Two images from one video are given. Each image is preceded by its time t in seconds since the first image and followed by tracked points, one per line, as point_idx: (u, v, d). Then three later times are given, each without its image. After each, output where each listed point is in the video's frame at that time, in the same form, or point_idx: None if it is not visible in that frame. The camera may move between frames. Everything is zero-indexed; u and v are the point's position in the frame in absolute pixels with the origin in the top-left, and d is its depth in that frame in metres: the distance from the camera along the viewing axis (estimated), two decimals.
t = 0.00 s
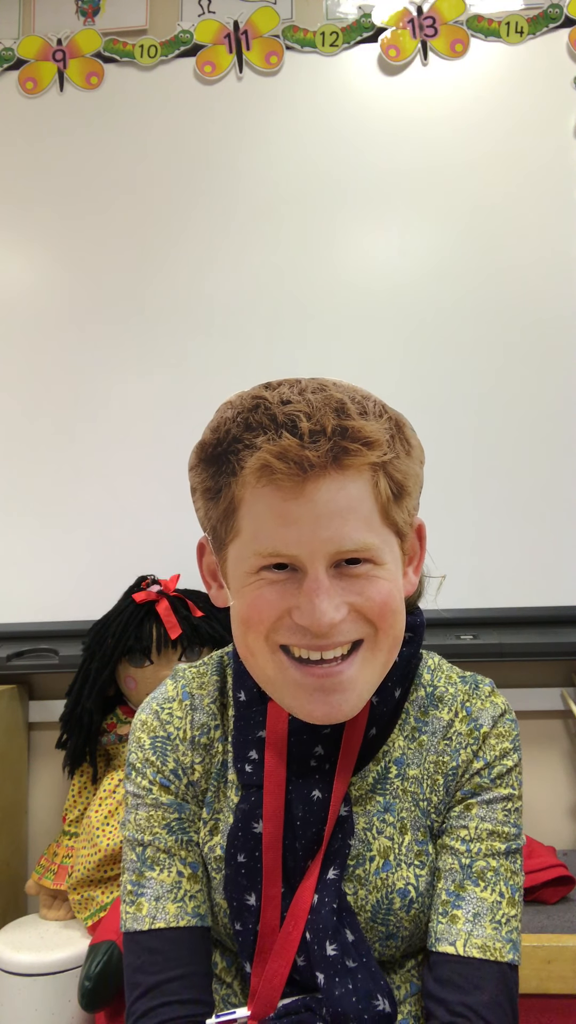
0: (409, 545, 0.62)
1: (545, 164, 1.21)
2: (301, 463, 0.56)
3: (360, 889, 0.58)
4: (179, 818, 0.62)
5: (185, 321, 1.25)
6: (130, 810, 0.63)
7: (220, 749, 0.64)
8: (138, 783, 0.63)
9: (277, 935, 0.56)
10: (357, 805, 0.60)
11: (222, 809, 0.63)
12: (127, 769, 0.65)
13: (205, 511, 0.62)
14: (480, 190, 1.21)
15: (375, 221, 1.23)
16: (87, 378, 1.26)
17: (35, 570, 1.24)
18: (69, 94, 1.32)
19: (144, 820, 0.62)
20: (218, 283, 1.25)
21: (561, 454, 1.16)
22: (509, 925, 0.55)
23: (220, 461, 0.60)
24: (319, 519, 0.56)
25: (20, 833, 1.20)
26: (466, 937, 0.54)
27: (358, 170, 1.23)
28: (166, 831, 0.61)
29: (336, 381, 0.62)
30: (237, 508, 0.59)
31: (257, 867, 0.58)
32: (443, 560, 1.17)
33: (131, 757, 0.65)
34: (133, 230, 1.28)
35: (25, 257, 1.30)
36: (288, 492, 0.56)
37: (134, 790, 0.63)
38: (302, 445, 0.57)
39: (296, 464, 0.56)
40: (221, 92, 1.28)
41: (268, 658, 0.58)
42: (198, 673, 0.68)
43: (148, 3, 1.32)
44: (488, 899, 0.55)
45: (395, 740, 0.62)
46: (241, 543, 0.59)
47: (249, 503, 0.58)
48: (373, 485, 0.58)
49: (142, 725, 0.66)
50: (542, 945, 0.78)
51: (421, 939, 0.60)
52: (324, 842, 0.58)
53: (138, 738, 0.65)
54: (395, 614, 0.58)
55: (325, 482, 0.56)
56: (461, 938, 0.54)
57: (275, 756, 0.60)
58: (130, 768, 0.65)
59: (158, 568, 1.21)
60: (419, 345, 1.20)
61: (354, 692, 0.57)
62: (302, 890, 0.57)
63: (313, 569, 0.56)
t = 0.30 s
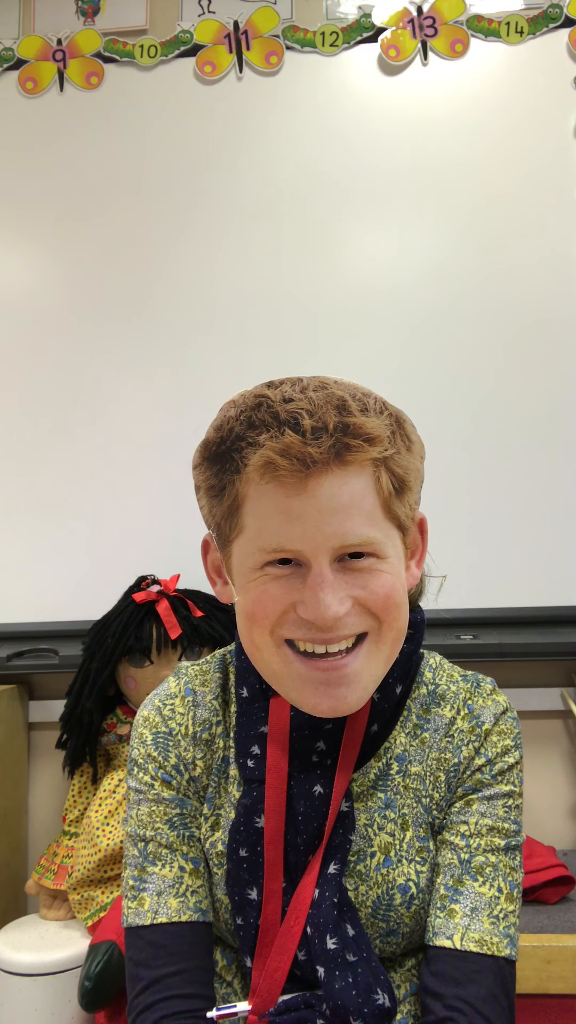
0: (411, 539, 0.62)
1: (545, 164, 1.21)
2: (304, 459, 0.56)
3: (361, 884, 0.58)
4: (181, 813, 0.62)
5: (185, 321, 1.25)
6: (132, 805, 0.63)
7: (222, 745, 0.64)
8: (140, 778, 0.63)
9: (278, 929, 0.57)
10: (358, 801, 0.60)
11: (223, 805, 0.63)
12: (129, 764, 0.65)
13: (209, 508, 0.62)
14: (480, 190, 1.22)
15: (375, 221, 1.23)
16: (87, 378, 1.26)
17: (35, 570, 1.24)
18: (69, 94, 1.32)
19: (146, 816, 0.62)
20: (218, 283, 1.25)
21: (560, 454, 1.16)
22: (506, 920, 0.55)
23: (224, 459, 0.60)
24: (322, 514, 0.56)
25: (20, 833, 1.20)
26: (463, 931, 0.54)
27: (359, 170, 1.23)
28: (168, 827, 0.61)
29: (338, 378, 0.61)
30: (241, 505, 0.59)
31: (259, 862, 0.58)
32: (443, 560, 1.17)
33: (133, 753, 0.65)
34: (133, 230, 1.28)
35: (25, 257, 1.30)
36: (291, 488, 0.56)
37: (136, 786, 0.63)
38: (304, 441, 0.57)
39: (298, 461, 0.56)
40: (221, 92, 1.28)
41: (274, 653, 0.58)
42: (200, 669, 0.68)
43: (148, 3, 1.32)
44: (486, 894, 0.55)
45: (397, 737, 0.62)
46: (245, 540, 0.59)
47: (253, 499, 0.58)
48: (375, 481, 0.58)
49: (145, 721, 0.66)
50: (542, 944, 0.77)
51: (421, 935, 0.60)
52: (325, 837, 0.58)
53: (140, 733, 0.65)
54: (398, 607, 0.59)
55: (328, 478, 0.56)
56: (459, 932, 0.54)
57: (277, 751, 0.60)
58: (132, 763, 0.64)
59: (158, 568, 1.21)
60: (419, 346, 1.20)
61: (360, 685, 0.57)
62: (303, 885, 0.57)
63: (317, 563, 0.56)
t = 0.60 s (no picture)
0: (411, 545, 0.62)
1: (545, 164, 1.21)
2: (302, 467, 0.56)
3: (362, 882, 0.58)
4: (184, 811, 0.62)
5: (185, 321, 1.25)
6: (135, 803, 0.63)
7: (224, 743, 0.64)
8: (143, 776, 0.63)
9: (279, 927, 0.57)
10: (359, 800, 0.60)
11: (226, 803, 0.63)
12: (132, 763, 0.65)
13: (208, 516, 0.62)
14: (480, 190, 1.21)
15: (375, 221, 1.22)
16: (87, 378, 1.26)
17: (35, 570, 1.24)
18: (69, 94, 1.32)
19: (149, 813, 0.62)
20: (218, 283, 1.25)
21: (560, 454, 1.16)
22: (506, 918, 0.55)
23: (222, 467, 0.60)
24: (321, 522, 0.56)
25: (20, 833, 1.20)
26: (463, 928, 0.54)
27: (358, 170, 1.23)
28: (171, 824, 0.61)
29: (334, 384, 0.62)
30: (240, 513, 0.59)
31: (260, 860, 0.58)
32: (443, 560, 1.17)
33: (137, 751, 0.65)
34: (133, 230, 1.28)
35: (25, 257, 1.30)
36: (290, 496, 0.57)
37: (139, 783, 0.63)
38: (302, 449, 0.57)
39: (296, 469, 0.56)
40: (221, 92, 1.28)
41: (275, 660, 0.58)
42: (203, 669, 0.68)
43: (148, 3, 1.32)
44: (486, 892, 0.55)
45: (398, 736, 0.62)
46: (244, 548, 0.59)
47: (252, 507, 0.58)
48: (373, 487, 0.58)
49: (148, 720, 0.66)
50: (542, 944, 0.78)
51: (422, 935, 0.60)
52: (326, 836, 0.58)
53: (144, 732, 0.65)
54: (399, 613, 0.58)
55: (326, 486, 0.56)
56: (458, 930, 0.54)
57: (278, 750, 0.60)
58: (135, 761, 0.65)
59: (158, 568, 1.21)
60: (419, 346, 1.20)
61: (361, 692, 0.57)
62: (304, 884, 0.57)
63: (317, 571, 0.56)
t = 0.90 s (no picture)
0: (413, 544, 0.62)
1: (545, 165, 1.21)
2: (305, 466, 0.56)
3: (362, 883, 0.58)
4: (185, 811, 0.62)
5: (185, 321, 1.25)
6: (136, 803, 0.63)
7: (225, 744, 0.64)
8: (144, 776, 0.63)
9: (280, 927, 0.57)
10: (360, 801, 0.60)
11: (226, 804, 0.63)
12: (133, 762, 0.65)
13: (211, 515, 0.62)
14: (479, 190, 1.22)
15: (375, 220, 1.23)
16: (87, 378, 1.26)
17: (34, 570, 1.24)
18: (69, 94, 1.32)
19: (150, 813, 0.62)
20: (218, 284, 1.25)
21: (560, 454, 1.16)
22: (507, 919, 0.55)
23: (225, 466, 0.60)
24: (324, 521, 0.56)
25: (20, 833, 1.20)
26: (465, 929, 0.54)
27: (359, 170, 1.23)
28: (172, 824, 0.61)
29: (337, 383, 0.62)
30: (243, 511, 0.59)
31: (261, 860, 0.58)
32: (443, 560, 1.16)
33: (137, 751, 0.65)
34: (133, 229, 1.28)
35: (25, 257, 1.30)
36: (292, 495, 0.57)
37: (140, 783, 0.63)
38: (305, 448, 0.57)
39: (299, 468, 0.56)
40: (220, 92, 1.28)
41: (278, 658, 0.58)
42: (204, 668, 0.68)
43: (148, 4, 1.32)
44: (487, 893, 0.55)
45: (398, 736, 0.61)
46: (247, 546, 0.59)
47: (254, 506, 0.58)
48: (376, 486, 0.58)
49: (149, 719, 0.66)
50: (542, 944, 0.78)
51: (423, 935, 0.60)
52: (327, 836, 0.58)
53: (145, 732, 0.65)
54: (401, 612, 0.58)
55: (329, 485, 0.57)
56: (460, 931, 0.54)
57: (279, 751, 0.60)
58: (136, 761, 0.65)
59: (158, 568, 1.21)
60: (419, 346, 1.20)
61: (363, 690, 0.57)
62: (304, 884, 0.57)
63: (319, 570, 0.56)
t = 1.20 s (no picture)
0: (409, 540, 0.62)
1: (545, 164, 1.21)
2: (300, 460, 0.56)
3: (359, 888, 0.58)
4: (180, 811, 0.62)
5: (185, 320, 1.25)
6: (130, 803, 0.63)
7: (218, 745, 0.64)
8: (138, 776, 0.63)
9: (276, 932, 0.57)
10: (357, 805, 0.60)
11: (220, 805, 0.63)
12: (127, 762, 0.65)
13: (206, 510, 0.62)
14: (479, 190, 1.21)
15: (375, 220, 1.22)
16: (88, 378, 1.26)
17: (35, 570, 1.24)
18: (69, 94, 1.32)
19: (145, 813, 0.62)
20: (218, 283, 1.25)
21: (560, 454, 1.16)
22: (520, 942, 0.56)
23: (220, 461, 0.60)
24: (319, 515, 0.56)
25: (21, 833, 1.20)
26: (486, 957, 0.54)
27: (358, 169, 1.23)
28: (167, 824, 0.61)
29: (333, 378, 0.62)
30: (238, 506, 0.59)
31: (255, 863, 0.58)
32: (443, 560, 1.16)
33: (131, 750, 0.65)
34: (134, 229, 1.28)
35: (25, 257, 1.30)
36: (288, 489, 0.57)
37: (134, 783, 0.63)
38: (300, 442, 0.57)
39: (294, 461, 0.56)
40: (220, 92, 1.28)
41: (273, 654, 0.58)
42: (198, 668, 0.69)
43: (148, 4, 1.32)
44: (503, 919, 0.55)
45: (397, 741, 0.61)
46: (242, 541, 0.59)
47: (249, 500, 0.58)
48: (371, 481, 0.58)
49: (141, 719, 0.66)
50: (541, 945, 0.78)
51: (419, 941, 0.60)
52: (323, 839, 0.58)
53: (137, 731, 0.65)
54: (396, 607, 0.58)
55: (324, 479, 0.56)
56: (481, 959, 0.54)
57: (273, 752, 0.60)
58: (129, 761, 0.65)
59: (158, 568, 1.21)
60: (420, 345, 1.20)
61: (358, 687, 0.57)
62: (301, 887, 0.57)
63: (315, 565, 0.56)
